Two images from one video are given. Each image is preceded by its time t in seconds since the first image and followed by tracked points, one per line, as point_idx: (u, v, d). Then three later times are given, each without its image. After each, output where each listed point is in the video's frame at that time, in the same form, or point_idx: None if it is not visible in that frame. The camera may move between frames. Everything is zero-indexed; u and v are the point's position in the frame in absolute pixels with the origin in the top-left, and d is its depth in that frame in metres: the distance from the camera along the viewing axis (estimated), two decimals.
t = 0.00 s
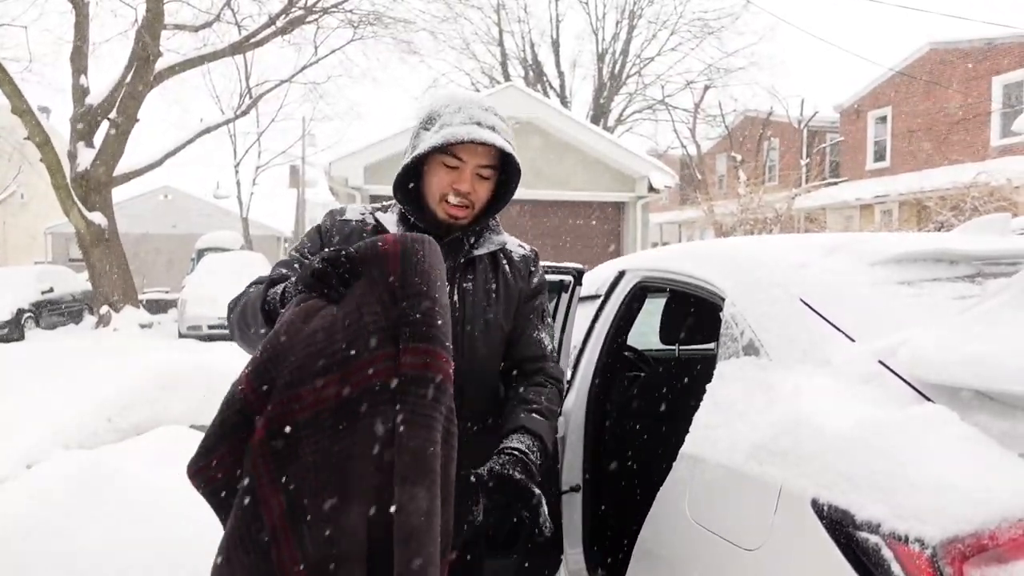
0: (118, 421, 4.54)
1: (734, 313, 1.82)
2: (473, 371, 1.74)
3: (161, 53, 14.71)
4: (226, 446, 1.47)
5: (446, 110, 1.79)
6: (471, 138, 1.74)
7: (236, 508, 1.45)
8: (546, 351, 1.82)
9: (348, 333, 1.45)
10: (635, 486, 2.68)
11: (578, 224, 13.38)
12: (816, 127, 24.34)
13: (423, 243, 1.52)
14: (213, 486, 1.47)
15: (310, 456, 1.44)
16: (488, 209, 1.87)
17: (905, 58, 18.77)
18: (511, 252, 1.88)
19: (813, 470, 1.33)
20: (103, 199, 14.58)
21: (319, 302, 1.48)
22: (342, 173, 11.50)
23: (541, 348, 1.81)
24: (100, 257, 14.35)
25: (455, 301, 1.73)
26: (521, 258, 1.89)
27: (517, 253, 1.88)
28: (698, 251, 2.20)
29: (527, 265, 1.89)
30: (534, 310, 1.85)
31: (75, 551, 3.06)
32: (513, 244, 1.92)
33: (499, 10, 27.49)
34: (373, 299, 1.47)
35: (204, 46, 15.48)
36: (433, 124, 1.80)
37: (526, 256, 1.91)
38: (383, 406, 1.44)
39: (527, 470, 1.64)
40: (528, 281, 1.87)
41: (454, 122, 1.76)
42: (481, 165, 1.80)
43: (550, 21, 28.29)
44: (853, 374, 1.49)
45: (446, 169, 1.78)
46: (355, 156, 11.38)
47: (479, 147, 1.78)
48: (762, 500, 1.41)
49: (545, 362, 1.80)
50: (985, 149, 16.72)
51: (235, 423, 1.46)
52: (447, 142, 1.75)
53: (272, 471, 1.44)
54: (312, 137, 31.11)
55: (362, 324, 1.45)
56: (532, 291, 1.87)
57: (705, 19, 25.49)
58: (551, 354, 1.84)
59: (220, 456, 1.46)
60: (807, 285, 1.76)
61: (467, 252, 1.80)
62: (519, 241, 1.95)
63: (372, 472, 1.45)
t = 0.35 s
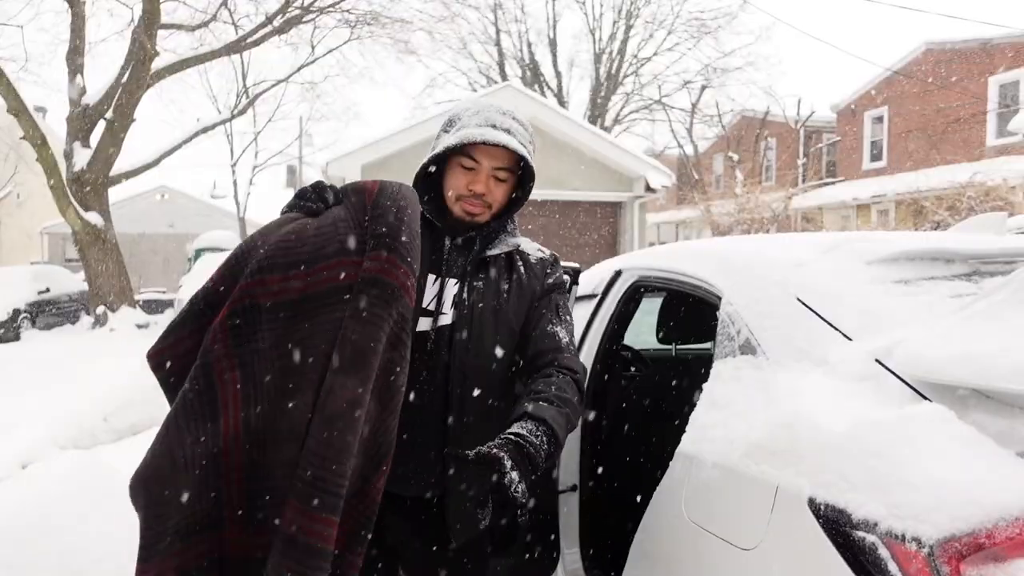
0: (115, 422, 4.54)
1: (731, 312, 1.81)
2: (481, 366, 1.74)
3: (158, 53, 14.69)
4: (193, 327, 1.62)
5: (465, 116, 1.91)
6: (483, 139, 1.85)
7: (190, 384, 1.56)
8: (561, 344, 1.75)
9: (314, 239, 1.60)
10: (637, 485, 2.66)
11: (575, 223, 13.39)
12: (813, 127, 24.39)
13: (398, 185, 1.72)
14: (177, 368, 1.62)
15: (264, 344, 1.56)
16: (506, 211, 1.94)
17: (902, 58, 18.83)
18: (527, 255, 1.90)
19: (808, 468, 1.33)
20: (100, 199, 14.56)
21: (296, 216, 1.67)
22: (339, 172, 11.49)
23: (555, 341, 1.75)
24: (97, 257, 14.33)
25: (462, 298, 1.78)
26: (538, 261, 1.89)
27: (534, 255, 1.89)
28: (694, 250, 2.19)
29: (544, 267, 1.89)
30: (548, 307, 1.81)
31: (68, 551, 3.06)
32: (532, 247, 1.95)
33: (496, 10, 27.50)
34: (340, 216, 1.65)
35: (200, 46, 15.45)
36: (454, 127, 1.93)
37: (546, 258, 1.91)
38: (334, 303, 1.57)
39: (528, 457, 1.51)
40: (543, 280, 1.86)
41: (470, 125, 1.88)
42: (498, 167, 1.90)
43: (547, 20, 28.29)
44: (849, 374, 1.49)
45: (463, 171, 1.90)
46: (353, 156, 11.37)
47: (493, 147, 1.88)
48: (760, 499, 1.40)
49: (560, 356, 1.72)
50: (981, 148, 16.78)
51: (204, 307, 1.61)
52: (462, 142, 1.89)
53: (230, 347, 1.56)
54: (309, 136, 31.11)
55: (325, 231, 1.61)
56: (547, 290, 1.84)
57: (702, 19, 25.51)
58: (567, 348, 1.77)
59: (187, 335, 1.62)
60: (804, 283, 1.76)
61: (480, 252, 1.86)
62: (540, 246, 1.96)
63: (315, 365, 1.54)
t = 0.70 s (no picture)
0: (110, 422, 4.53)
1: (726, 313, 1.81)
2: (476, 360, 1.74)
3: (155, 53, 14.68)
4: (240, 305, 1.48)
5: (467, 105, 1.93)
6: (480, 120, 1.86)
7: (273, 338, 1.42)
8: (542, 337, 1.68)
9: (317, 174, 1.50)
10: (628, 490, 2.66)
11: (572, 224, 13.40)
12: (809, 128, 24.43)
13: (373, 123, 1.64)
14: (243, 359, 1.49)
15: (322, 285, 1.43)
16: (509, 196, 1.89)
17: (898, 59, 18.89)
18: (528, 251, 1.85)
19: (801, 470, 1.33)
20: (97, 200, 14.54)
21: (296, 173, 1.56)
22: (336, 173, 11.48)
23: (535, 333, 1.69)
24: (93, 257, 14.30)
25: (457, 291, 1.79)
26: (539, 257, 1.85)
27: (535, 252, 1.86)
28: (694, 251, 2.18)
29: (544, 262, 1.84)
30: (539, 301, 1.75)
31: (65, 551, 3.07)
32: (535, 244, 1.91)
33: (493, 10, 27.48)
34: (338, 154, 1.55)
35: (197, 46, 15.44)
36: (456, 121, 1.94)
37: (549, 255, 1.86)
38: (371, 220, 1.47)
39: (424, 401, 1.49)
40: (538, 274, 1.81)
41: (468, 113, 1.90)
42: (501, 151, 1.88)
43: (544, 21, 28.28)
44: (844, 375, 1.49)
45: (465, 157, 1.89)
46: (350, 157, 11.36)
47: (492, 129, 1.87)
48: (753, 500, 1.41)
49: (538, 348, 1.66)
50: (977, 149, 16.82)
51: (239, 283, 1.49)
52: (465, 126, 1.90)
53: (289, 295, 1.42)
54: (306, 137, 31.08)
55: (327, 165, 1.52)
56: (541, 283, 1.79)
57: (699, 20, 25.51)
58: (550, 341, 1.68)
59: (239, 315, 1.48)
60: (799, 285, 1.77)
61: (480, 246, 1.85)
62: (543, 243, 1.91)
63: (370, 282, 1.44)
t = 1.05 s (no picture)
0: (106, 423, 4.52)
1: (722, 312, 1.81)
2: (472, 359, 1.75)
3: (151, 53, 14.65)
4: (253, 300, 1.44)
5: (446, 101, 1.98)
6: (460, 110, 1.91)
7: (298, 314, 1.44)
8: (542, 330, 1.74)
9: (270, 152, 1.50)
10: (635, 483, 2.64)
11: (570, 224, 13.39)
12: (806, 128, 24.46)
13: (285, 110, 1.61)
14: (286, 348, 1.44)
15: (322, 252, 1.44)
16: (494, 184, 1.91)
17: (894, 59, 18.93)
18: (518, 245, 1.89)
19: (795, 469, 1.33)
20: (93, 199, 14.50)
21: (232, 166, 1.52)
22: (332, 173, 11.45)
23: (534, 327, 1.74)
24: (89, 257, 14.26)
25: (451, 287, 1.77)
26: (529, 251, 1.89)
27: (524, 245, 1.89)
28: (690, 250, 2.18)
29: (535, 256, 1.89)
30: (534, 296, 1.79)
31: (60, 551, 3.07)
32: (522, 238, 1.94)
33: (490, 10, 27.45)
34: (281, 135, 1.55)
35: (194, 45, 15.41)
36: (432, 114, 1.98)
37: (536, 248, 1.91)
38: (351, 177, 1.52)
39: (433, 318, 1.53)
40: (532, 269, 1.85)
41: (446, 104, 1.95)
42: (480, 141, 1.93)
43: (541, 21, 28.26)
44: (840, 374, 1.49)
45: (447, 150, 1.93)
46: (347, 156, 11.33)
47: (470, 118, 1.93)
48: (748, 499, 1.41)
49: (537, 338, 1.71)
50: (974, 149, 16.85)
51: (234, 281, 1.44)
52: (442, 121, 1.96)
53: (295, 275, 1.44)
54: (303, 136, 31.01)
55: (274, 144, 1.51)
56: (536, 278, 1.84)
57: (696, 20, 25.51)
58: (548, 336, 1.75)
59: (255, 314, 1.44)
60: (795, 284, 1.77)
61: (469, 241, 1.82)
62: (530, 237, 1.96)
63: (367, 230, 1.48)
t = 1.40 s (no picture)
0: (100, 423, 4.52)
1: (715, 312, 1.82)
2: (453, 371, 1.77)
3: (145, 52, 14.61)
4: (315, 301, 1.51)
5: (412, 105, 1.89)
6: (425, 117, 1.83)
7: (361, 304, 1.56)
8: (519, 335, 1.76)
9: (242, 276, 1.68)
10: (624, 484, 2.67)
11: (564, 224, 13.40)
12: (799, 129, 24.53)
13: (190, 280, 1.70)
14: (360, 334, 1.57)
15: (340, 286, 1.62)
16: (463, 196, 1.85)
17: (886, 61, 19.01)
18: (494, 247, 1.88)
19: (787, 468, 1.34)
20: (86, 199, 14.43)
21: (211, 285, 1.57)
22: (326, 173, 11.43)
23: (513, 333, 1.76)
24: (82, 257, 14.19)
25: (432, 294, 1.78)
26: (504, 253, 1.88)
27: (500, 248, 1.88)
28: (684, 251, 2.19)
29: (510, 258, 1.88)
30: (511, 301, 1.81)
31: (56, 551, 3.06)
32: (499, 238, 1.93)
33: (485, 11, 27.41)
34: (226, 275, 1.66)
35: (188, 45, 15.37)
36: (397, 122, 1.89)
37: (512, 250, 1.90)
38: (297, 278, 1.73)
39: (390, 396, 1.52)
40: (509, 273, 1.85)
41: (412, 110, 1.86)
42: (446, 149, 1.84)
43: (536, 22, 28.28)
44: (831, 373, 1.51)
45: (413, 159, 1.84)
46: (341, 156, 11.31)
47: (435, 127, 1.84)
48: (740, 499, 1.42)
49: (519, 347, 1.74)
50: (965, 150, 16.94)
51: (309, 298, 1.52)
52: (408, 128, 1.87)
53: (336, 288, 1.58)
54: (297, 136, 30.95)
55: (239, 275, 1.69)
56: (513, 282, 1.85)
57: (690, 21, 25.54)
58: (525, 340, 1.77)
59: (332, 310, 1.51)
60: (786, 285, 1.78)
61: (446, 247, 1.83)
62: (505, 237, 1.94)
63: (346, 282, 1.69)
